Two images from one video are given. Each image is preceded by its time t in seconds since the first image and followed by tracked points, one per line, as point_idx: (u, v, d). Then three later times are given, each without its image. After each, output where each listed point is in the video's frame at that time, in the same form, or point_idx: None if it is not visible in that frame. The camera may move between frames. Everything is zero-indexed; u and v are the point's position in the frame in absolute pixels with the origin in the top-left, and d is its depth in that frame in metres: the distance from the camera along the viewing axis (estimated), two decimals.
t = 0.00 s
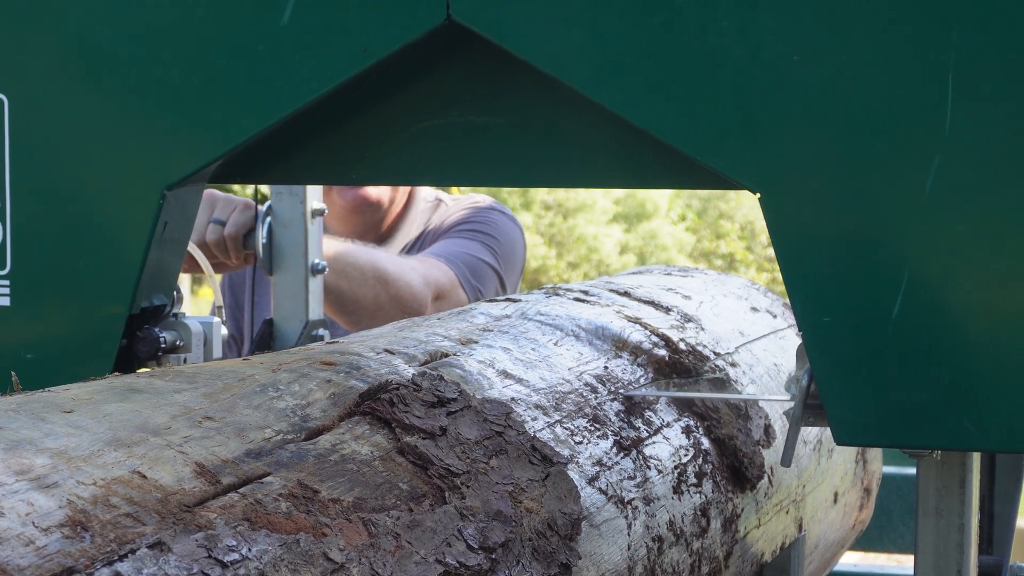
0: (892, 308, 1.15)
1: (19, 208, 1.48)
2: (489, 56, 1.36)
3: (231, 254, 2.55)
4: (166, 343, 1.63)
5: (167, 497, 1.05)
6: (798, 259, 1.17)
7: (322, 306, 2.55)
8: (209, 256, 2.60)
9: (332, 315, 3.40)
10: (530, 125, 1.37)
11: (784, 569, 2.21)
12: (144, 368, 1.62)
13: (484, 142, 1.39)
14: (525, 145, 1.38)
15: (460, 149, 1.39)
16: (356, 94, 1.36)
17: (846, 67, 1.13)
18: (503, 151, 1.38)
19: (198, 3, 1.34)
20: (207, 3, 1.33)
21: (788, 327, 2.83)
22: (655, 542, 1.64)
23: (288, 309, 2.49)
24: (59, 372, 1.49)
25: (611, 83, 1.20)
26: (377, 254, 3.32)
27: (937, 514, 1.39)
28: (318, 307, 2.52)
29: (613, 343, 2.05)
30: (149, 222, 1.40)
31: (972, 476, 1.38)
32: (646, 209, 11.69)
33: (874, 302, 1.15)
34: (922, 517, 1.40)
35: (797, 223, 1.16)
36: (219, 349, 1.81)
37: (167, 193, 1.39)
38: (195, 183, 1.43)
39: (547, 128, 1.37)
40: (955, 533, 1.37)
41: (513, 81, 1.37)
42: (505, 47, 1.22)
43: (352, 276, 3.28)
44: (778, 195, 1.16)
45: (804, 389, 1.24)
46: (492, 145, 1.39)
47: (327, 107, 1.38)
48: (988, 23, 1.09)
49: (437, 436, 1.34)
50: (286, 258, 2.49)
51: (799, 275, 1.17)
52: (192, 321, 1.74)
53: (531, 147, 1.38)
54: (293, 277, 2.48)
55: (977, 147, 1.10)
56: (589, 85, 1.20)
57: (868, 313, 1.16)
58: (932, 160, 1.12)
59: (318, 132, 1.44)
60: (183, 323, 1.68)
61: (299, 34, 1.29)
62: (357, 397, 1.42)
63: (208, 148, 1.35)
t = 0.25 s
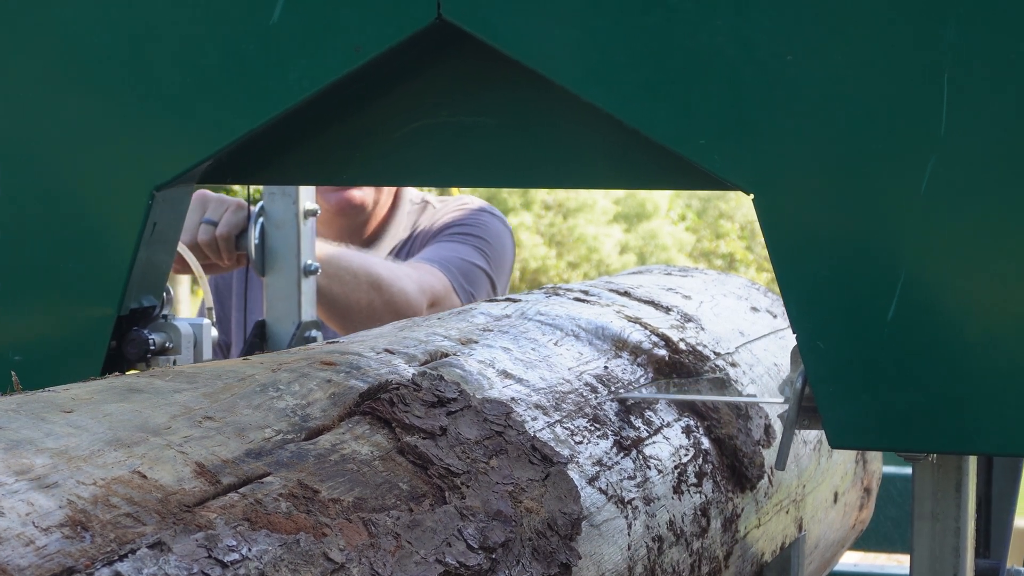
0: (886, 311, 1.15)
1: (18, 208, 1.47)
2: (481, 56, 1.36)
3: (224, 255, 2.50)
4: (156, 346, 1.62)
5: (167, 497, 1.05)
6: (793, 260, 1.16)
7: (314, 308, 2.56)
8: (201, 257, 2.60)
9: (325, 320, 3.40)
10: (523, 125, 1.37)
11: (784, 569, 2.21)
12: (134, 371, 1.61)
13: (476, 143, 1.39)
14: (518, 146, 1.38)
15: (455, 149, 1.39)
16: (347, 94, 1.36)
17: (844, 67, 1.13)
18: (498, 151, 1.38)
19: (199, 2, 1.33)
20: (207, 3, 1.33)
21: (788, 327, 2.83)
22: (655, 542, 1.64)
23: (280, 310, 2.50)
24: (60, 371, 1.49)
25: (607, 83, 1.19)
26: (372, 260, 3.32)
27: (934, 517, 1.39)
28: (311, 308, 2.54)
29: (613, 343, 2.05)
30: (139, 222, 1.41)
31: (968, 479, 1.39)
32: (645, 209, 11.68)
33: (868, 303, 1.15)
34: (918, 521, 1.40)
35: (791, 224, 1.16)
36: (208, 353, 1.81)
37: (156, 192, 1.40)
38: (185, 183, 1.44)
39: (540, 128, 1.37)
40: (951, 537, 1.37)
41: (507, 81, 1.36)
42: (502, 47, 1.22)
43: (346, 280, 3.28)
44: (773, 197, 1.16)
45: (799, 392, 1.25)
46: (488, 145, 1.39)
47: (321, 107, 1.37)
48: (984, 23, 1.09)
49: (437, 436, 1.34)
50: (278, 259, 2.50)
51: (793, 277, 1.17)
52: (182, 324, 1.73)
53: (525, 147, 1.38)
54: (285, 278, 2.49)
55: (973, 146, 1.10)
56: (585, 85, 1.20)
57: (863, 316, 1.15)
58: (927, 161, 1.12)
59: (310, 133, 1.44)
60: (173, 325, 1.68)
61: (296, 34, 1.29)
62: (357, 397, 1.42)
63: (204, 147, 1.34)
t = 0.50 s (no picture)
0: (881, 313, 1.15)
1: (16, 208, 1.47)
2: (472, 55, 1.35)
3: (215, 256, 2.54)
4: (145, 348, 1.57)
5: (167, 497, 1.05)
6: (786, 259, 1.16)
7: (307, 310, 2.55)
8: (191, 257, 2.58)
9: (317, 320, 3.41)
10: (516, 124, 1.37)
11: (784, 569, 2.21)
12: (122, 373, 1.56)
13: (469, 143, 1.39)
14: (510, 146, 1.37)
15: (449, 150, 1.39)
16: (338, 93, 1.35)
17: (840, 67, 1.13)
18: (491, 151, 1.38)
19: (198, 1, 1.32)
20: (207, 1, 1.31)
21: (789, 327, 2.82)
22: (655, 542, 1.64)
23: (272, 312, 2.50)
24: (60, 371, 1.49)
25: (603, 82, 1.19)
26: (364, 263, 3.32)
27: (930, 522, 1.38)
28: (303, 310, 2.53)
29: (613, 342, 2.05)
30: (127, 223, 1.39)
31: (964, 483, 1.38)
32: (646, 209, 11.68)
33: (862, 303, 1.15)
34: (913, 525, 1.39)
35: (784, 224, 1.16)
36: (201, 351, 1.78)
37: (144, 193, 1.38)
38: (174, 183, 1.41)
39: (533, 127, 1.36)
40: (947, 541, 1.37)
41: (500, 81, 1.36)
42: (497, 48, 1.21)
43: (338, 282, 3.28)
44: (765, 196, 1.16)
45: (792, 395, 1.25)
46: (481, 145, 1.38)
47: (312, 106, 1.37)
48: (981, 22, 1.08)
49: (437, 436, 1.34)
50: (270, 261, 2.49)
51: (786, 277, 1.17)
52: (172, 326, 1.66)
53: (518, 147, 1.37)
54: (276, 279, 2.49)
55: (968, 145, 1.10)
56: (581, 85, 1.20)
57: (856, 315, 1.16)
58: (923, 160, 1.11)
59: (301, 133, 1.43)
60: (160, 326, 1.61)
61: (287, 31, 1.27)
62: (357, 397, 1.42)
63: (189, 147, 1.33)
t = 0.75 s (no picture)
0: (879, 315, 1.14)
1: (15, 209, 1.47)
2: (464, 55, 1.34)
3: (209, 258, 2.50)
4: (138, 349, 1.53)
5: (167, 497, 1.05)
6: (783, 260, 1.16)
7: (301, 310, 2.57)
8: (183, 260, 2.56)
9: (309, 321, 3.43)
10: (509, 124, 1.36)
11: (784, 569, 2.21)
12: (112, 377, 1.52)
13: (463, 143, 1.38)
14: (504, 146, 1.37)
15: (443, 150, 1.39)
16: (330, 94, 1.34)
17: (837, 66, 1.12)
18: (486, 151, 1.37)
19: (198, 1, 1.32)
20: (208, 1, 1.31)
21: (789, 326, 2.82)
22: (655, 542, 1.64)
23: (265, 313, 2.52)
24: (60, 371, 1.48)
25: (599, 82, 1.19)
26: (355, 268, 3.33)
27: (926, 525, 1.38)
28: (296, 311, 2.55)
29: (613, 342, 2.05)
30: (118, 225, 1.39)
31: (961, 486, 1.37)
32: (646, 209, 11.68)
33: (859, 303, 1.15)
34: (910, 528, 1.39)
35: (779, 226, 1.15)
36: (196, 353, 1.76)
37: (135, 194, 1.38)
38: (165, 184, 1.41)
39: (527, 126, 1.35)
40: (944, 544, 1.37)
41: (493, 80, 1.35)
42: (493, 48, 1.21)
43: (329, 285, 3.29)
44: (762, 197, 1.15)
45: (788, 398, 1.24)
46: (475, 145, 1.38)
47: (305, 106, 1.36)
48: (978, 22, 1.08)
49: (437, 436, 1.34)
50: (263, 262, 2.50)
51: (782, 278, 1.16)
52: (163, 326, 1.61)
53: (513, 147, 1.37)
54: (269, 280, 2.50)
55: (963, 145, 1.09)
56: (577, 84, 1.19)
57: (851, 316, 1.15)
58: (920, 160, 1.11)
59: (292, 133, 1.43)
60: (152, 327, 1.57)
61: (280, 30, 1.27)
62: (357, 397, 1.42)
63: (183, 147, 1.33)
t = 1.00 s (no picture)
0: (875, 317, 1.13)
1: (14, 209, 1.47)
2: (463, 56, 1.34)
3: (204, 258, 2.45)
4: (127, 350, 1.56)
5: (167, 497, 1.05)
6: (774, 263, 1.15)
7: (295, 310, 2.60)
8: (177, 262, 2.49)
9: (301, 321, 3.42)
10: (504, 125, 1.36)
11: (784, 569, 2.21)
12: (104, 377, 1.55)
13: (458, 143, 1.38)
14: (499, 147, 1.37)
15: (437, 150, 1.38)
16: (324, 94, 1.34)
17: (833, 66, 1.11)
18: (480, 151, 1.37)
19: None
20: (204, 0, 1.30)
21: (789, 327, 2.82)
22: (655, 542, 1.64)
23: (259, 314, 2.54)
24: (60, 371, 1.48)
25: (594, 84, 1.18)
26: (352, 268, 3.38)
27: (922, 529, 1.38)
28: (290, 311, 2.57)
29: (613, 343, 2.05)
30: (109, 224, 1.39)
31: (959, 489, 1.38)
32: (646, 208, 11.67)
33: (854, 305, 1.13)
34: (907, 533, 1.39)
35: (773, 228, 1.14)
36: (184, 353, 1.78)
37: (127, 194, 1.38)
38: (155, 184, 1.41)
39: (522, 127, 1.35)
40: (941, 548, 1.37)
41: (488, 80, 1.35)
42: (487, 48, 1.20)
43: (325, 286, 3.31)
44: (757, 197, 1.14)
45: (783, 400, 1.23)
46: (471, 146, 1.38)
47: (296, 107, 1.35)
48: (983, 22, 1.07)
49: (437, 436, 1.34)
50: (257, 262, 2.51)
51: (774, 281, 1.15)
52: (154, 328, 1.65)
53: (508, 147, 1.36)
54: (264, 281, 2.52)
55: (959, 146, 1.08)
56: (572, 85, 1.18)
57: (844, 319, 1.14)
58: (916, 160, 1.10)
59: (285, 133, 1.42)
60: (144, 329, 1.62)
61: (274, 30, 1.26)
62: (357, 397, 1.42)
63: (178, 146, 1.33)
